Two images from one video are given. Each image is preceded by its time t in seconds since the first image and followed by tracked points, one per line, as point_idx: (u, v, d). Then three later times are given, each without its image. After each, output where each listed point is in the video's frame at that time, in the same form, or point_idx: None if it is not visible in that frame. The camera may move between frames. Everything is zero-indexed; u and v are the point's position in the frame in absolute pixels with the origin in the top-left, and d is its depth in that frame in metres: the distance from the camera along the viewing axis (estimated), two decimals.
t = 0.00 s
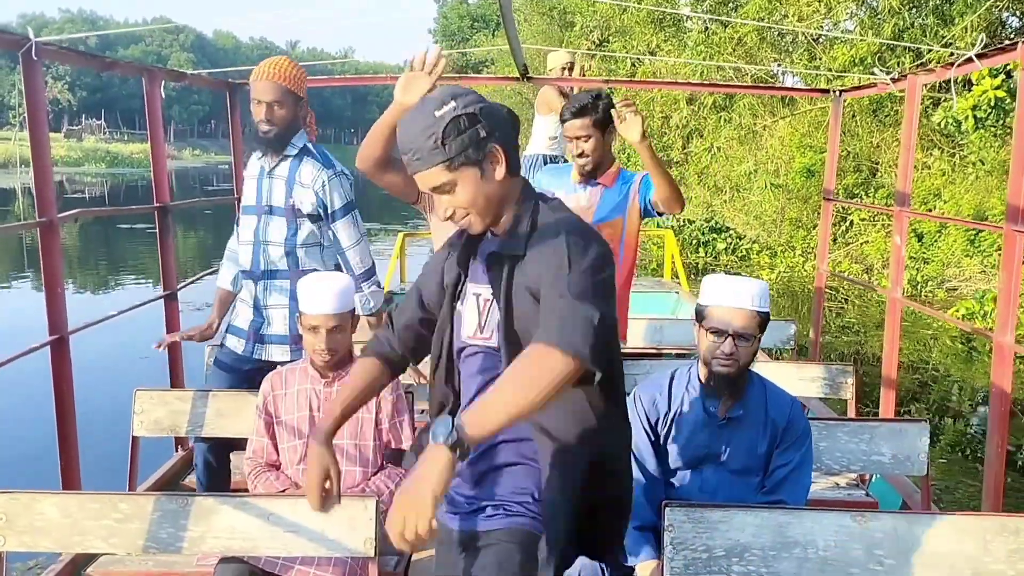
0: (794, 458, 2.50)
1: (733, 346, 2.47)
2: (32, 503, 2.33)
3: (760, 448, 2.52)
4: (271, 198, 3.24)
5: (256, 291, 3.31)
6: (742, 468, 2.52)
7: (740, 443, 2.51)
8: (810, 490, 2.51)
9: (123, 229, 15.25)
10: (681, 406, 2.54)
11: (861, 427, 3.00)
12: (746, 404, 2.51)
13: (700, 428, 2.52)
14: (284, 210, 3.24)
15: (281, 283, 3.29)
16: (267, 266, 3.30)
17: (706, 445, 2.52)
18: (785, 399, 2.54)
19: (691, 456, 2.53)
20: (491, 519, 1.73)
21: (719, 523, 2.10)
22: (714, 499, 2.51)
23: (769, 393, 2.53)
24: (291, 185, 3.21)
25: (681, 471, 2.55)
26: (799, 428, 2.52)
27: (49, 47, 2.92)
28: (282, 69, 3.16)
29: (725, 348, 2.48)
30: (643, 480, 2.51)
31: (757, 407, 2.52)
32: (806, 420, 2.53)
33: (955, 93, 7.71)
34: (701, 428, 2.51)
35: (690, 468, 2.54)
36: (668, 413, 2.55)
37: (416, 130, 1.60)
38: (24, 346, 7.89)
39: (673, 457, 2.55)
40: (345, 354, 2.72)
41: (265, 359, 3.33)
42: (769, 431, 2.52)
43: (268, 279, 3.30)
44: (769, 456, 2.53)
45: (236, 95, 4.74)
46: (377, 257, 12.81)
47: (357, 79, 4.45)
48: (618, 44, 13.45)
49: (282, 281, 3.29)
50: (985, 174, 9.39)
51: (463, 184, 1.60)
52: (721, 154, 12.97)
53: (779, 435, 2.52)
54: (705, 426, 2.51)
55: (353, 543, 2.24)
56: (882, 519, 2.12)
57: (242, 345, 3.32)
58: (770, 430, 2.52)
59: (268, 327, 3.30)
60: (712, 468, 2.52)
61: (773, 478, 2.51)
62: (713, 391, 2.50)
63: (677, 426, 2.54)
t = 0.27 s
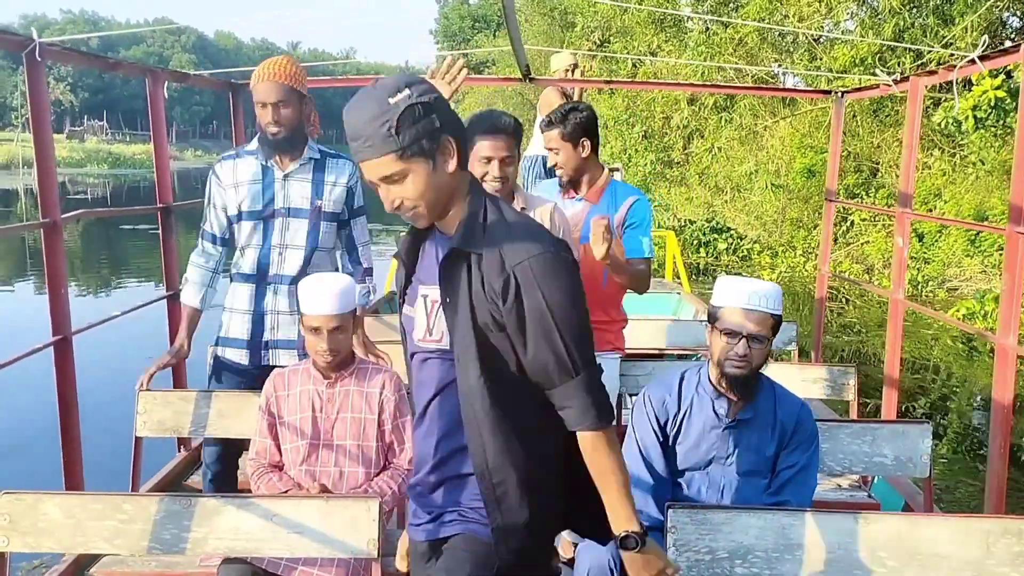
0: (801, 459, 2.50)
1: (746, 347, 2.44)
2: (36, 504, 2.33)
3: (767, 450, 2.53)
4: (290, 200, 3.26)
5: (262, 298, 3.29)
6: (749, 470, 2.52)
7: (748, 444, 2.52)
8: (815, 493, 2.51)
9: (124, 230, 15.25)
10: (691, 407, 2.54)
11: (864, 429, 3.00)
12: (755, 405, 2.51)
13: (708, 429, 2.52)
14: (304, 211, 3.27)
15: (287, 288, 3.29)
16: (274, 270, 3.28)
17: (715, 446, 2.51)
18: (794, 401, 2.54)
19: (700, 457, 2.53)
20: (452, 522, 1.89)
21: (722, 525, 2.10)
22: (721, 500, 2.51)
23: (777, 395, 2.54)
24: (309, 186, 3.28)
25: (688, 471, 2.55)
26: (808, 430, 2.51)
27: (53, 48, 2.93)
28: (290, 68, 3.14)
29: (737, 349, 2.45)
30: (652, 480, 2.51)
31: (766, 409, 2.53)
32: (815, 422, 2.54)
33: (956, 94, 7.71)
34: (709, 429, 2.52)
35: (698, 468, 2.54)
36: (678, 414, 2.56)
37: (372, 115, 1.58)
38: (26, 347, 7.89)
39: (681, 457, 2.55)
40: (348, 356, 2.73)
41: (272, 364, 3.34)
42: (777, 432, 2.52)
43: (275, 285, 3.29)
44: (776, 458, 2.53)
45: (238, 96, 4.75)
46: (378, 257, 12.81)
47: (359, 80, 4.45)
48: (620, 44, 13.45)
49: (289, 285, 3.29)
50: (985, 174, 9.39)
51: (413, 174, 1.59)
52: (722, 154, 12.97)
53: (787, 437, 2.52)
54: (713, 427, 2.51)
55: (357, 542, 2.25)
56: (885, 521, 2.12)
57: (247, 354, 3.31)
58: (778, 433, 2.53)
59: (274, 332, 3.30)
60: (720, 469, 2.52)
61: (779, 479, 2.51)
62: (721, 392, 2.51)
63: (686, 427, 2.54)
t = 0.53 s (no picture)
0: (804, 458, 2.52)
1: (749, 347, 2.43)
2: (37, 504, 2.33)
3: (771, 448, 2.53)
4: (286, 202, 3.23)
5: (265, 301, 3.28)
6: (753, 468, 2.53)
7: (752, 443, 2.53)
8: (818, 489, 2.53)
9: (125, 229, 15.25)
10: (695, 406, 2.54)
11: (867, 427, 2.99)
12: (758, 405, 2.53)
13: (713, 428, 2.51)
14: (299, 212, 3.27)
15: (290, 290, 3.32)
16: (273, 272, 3.28)
17: (719, 445, 2.51)
18: (798, 401, 2.56)
19: (704, 456, 2.53)
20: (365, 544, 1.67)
21: (725, 523, 2.09)
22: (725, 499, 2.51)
23: (780, 395, 2.56)
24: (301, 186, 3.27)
25: (692, 470, 2.54)
26: (810, 428, 2.54)
27: (55, 48, 2.92)
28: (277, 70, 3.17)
29: (742, 350, 2.44)
30: (655, 480, 2.50)
31: (769, 408, 2.54)
32: (817, 421, 2.56)
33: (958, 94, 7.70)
34: (714, 428, 2.51)
35: (701, 467, 2.54)
36: (680, 413, 2.55)
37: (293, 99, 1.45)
38: (27, 347, 7.89)
39: (685, 456, 2.55)
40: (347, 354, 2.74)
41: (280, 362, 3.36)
42: (780, 431, 2.54)
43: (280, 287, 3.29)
44: (780, 455, 2.54)
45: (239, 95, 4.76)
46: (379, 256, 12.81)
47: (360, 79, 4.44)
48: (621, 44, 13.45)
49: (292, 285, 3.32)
50: (987, 173, 9.38)
51: (338, 166, 1.47)
52: (723, 153, 12.98)
53: (791, 435, 2.54)
54: (717, 426, 2.51)
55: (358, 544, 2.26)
56: (890, 519, 2.12)
57: (254, 359, 3.32)
58: (782, 431, 2.54)
59: (278, 332, 3.32)
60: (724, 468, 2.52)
61: (783, 476, 2.53)
62: (727, 392, 2.51)
63: (689, 426, 2.54)
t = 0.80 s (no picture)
0: (809, 453, 2.51)
1: (752, 350, 2.39)
2: (43, 508, 2.34)
3: (776, 445, 2.52)
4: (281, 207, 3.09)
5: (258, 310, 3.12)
6: (758, 465, 2.52)
7: (756, 441, 2.50)
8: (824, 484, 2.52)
9: (130, 229, 15.30)
10: (696, 405, 2.53)
11: (873, 423, 2.99)
12: (762, 402, 2.49)
13: (715, 426, 2.51)
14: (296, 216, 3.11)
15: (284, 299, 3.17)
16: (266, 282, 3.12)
17: (722, 443, 2.51)
18: (801, 396, 2.54)
19: (707, 455, 2.52)
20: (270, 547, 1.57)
21: (732, 522, 2.10)
22: (730, 497, 2.51)
23: (782, 390, 2.53)
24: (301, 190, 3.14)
25: (696, 468, 2.55)
26: (814, 423, 2.52)
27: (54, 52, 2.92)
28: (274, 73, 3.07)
29: (744, 354, 2.40)
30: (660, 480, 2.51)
31: (772, 404, 2.51)
32: (820, 416, 2.54)
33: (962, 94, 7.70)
34: (716, 426, 2.51)
35: (706, 466, 2.54)
36: (683, 411, 2.54)
37: (209, 50, 1.26)
38: (32, 348, 7.92)
39: (689, 455, 2.55)
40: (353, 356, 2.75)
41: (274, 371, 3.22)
42: (784, 428, 2.51)
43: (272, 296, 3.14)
44: (784, 452, 2.52)
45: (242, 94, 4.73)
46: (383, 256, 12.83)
47: (363, 78, 4.44)
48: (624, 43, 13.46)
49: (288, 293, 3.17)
50: (991, 172, 9.38)
51: (249, 134, 1.28)
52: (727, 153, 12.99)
53: (794, 431, 2.52)
54: (719, 424, 2.50)
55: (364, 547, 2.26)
56: (897, 516, 2.11)
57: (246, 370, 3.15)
58: (785, 427, 2.51)
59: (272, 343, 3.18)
60: (728, 466, 2.52)
61: (787, 473, 2.52)
62: (727, 389, 2.48)
63: (692, 424, 2.54)
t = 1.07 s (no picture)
0: (812, 449, 2.51)
1: (752, 354, 2.38)
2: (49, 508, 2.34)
3: (778, 441, 2.51)
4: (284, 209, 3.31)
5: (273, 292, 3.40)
6: (761, 462, 2.51)
7: (757, 437, 2.50)
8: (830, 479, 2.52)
9: (137, 227, 15.32)
10: (696, 402, 2.53)
11: (882, 418, 2.98)
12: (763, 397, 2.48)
13: (716, 423, 2.51)
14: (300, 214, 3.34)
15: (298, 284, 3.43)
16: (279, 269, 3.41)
17: (724, 440, 2.51)
18: (802, 391, 2.53)
19: (709, 452, 2.53)
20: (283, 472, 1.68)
21: (741, 519, 2.10)
22: (735, 494, 2.51)
23: (783, 385, 2.53)
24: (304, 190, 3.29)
25: (700, 467, 2.55)
26: (816, 418, 2.52)
27: (57, 51, 2.92)
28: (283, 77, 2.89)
29: (744, 358, 2.39)
30: (664, 478, 2.51)
31: (773, 399, 2.50)
32: (823, 411, 2.53)
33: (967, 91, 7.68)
34: (718, 422, 2.51)
35: (709, 464, 2.54)
36: (683, 409, 2.54)
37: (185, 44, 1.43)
38: (39, 346, 7.93)
39: (691, 452, 2.54)
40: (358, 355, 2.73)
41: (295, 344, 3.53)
42: (785, 423, 2.50)
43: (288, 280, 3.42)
44: (787, 448, 2.51)
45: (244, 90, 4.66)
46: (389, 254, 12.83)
47: (368, 76, 4.44)
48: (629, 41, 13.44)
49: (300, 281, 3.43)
50: (997, 170, 9.36)
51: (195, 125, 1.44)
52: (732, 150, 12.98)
53: (796, 427, 2.51)
54: (721, 420, 2.51)
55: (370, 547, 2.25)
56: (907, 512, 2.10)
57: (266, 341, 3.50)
58: (788, 423, 2.50)
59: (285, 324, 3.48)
60: (731, 463, 2.52)
61: (792, 470, 2.51)
62: (726, 385, 2.48)
63: (692, 421, 2.53)
